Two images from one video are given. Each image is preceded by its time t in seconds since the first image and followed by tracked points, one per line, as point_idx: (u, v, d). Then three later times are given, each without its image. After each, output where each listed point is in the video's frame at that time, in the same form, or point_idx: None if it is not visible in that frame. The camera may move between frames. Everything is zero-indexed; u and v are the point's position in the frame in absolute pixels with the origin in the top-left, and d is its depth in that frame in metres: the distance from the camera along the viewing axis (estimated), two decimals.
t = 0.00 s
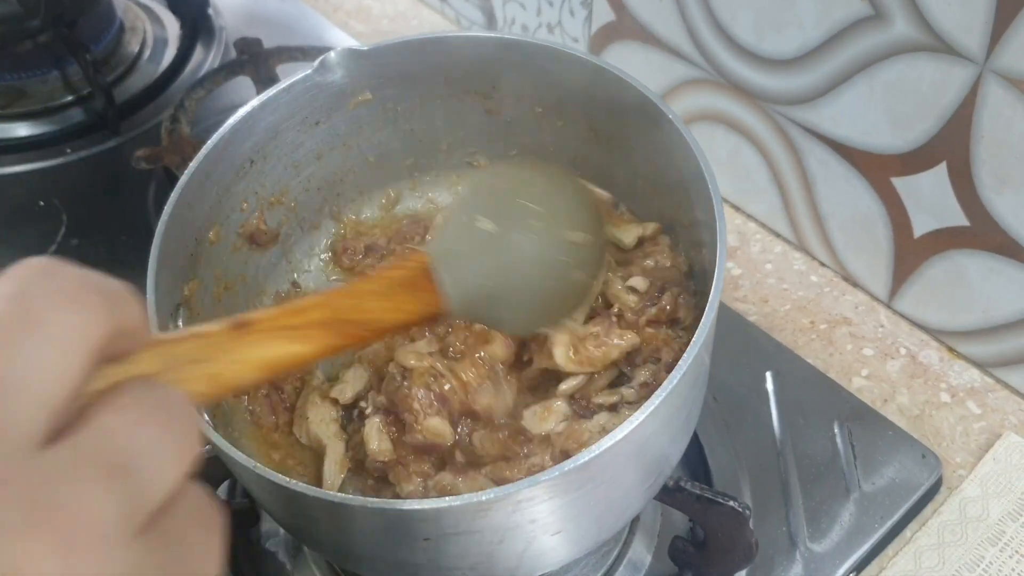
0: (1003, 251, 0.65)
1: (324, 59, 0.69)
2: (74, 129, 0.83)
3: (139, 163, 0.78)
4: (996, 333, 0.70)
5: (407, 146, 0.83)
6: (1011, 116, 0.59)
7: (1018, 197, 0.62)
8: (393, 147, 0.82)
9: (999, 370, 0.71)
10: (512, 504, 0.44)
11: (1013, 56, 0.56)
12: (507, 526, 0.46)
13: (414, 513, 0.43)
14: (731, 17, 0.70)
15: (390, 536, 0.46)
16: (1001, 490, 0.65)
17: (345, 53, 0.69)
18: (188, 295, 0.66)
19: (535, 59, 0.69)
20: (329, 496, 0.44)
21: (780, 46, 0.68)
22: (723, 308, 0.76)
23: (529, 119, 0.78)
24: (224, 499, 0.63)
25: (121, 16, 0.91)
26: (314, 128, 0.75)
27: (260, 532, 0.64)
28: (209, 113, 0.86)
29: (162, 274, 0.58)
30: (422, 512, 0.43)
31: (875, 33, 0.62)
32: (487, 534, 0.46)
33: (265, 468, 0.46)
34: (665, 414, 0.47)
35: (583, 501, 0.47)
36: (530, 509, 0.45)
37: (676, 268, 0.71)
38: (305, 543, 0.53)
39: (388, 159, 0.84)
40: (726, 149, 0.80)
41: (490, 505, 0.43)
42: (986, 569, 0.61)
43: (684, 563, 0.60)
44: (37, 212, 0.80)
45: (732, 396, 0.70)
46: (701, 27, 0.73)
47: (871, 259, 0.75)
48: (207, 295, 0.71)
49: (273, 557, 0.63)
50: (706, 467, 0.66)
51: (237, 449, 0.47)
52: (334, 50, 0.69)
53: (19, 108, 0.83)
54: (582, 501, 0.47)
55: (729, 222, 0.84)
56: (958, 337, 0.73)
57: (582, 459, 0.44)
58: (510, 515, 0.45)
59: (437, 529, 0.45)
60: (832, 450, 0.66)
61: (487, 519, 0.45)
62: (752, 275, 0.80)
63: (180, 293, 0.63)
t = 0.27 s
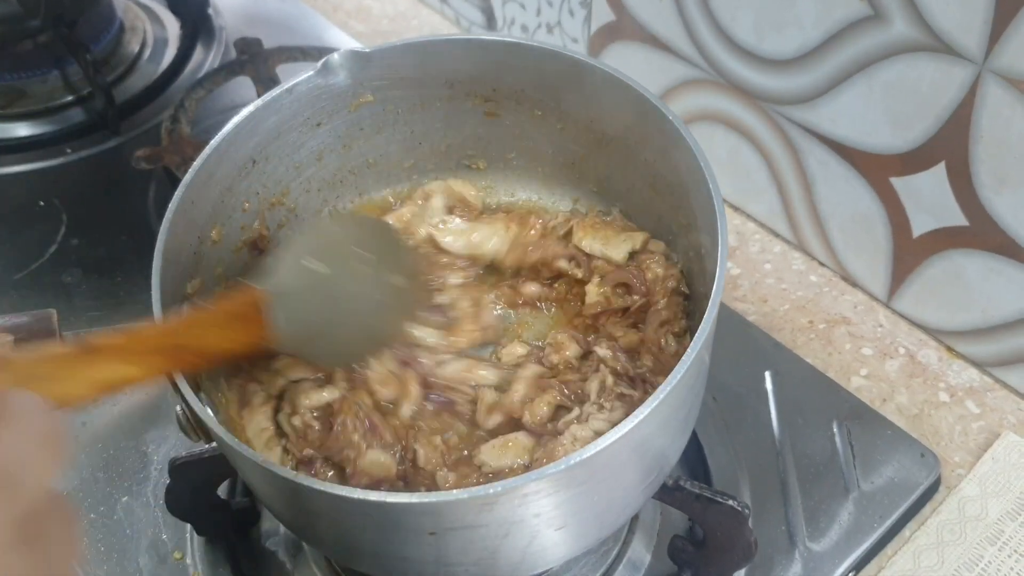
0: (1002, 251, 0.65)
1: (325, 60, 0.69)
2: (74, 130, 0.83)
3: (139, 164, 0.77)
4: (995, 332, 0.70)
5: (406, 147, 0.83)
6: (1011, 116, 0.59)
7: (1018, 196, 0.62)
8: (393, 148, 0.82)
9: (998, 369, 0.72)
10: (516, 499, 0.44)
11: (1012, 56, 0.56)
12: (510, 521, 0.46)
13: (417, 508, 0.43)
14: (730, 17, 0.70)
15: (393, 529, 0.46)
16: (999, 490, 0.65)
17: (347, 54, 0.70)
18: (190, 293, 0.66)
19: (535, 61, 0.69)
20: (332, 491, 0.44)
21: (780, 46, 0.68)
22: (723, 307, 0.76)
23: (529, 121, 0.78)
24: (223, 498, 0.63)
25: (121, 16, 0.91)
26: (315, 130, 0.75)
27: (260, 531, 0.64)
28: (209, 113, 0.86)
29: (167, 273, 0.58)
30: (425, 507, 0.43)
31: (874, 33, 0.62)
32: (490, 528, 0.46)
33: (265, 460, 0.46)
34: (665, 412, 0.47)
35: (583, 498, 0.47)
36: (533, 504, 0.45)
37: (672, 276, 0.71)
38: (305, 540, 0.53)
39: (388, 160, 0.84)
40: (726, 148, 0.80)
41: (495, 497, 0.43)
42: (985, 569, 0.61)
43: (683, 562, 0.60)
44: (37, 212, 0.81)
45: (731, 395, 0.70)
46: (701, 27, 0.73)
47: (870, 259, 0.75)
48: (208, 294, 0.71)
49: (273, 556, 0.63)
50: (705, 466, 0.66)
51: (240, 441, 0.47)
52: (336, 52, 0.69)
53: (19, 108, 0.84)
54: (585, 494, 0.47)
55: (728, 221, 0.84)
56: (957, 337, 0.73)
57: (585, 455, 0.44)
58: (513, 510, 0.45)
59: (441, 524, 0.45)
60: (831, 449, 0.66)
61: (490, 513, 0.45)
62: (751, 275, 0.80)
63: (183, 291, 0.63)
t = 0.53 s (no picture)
0: (1002, 251, 0.65)
1: (319, 58, 0.69)
2: (74, 129, 0.83)
3: (139, 163, 0.78)
4: (994, 332, 0.70)
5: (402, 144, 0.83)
6: (1010, 116, 0.59)
7: (1017, 196, 0.62)
8: (390, 144, 0.82)
9: (997, 369, 0.72)
10: (513, 504, 0.44)
11: (1012, 56, 0.56)
12: (507, 525, 0.46)
13: (415, 513, 0.43)
14: (730, 17, 0.70)
15: (391, 535, 0.46)
16: (999, 489, 0.65)
17: (340, 52, 0.70)
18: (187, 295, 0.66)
19: (532, 58, 0.70)
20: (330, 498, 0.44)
21: (780, 46, 0.68)
22: (723, 307, 0.76)
23: (526, 118, 0.78)
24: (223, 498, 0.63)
25: (121, 16, 0.91)
26: (310, 127, 0.75)
27: (260, 530, 0.64)
28: (210, 113, 0.86)
29: (162, 274, 0.58)
30: (423, 513, 0.43)
31: (874, 33, 0.62)
32: (487, 533, 0.46)
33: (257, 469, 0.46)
34: (661, 415, 0.47)
35: (580, 501, 0.47)
36: (531, 508, 0.45)
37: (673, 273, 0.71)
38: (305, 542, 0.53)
39: (385, 157, 0.84)
40: (726, 148, 0.80)
41: (492, 502, 0.44)
42: (985, 569, 0.61)
43: (683, 562, 0.60)
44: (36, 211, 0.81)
45: (731, 395, 0.70)
46: (701, 27, 0.73)
47: (869, 259, 0.75)
48: (205, 296, 0.71)
49: (273, 556, 0.63)
50: (705, 466, 0.66)
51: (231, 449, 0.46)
52: (329, 49, 0.69)
53: (18, 108, 0.83)
54: (581, 498, 0.47)
55: (727, 221, 0.84)
56: (957, 337, 0.73)
57: (582, 458, 0.44)
58: (510, 515, 0.45)
59: (438, 529, 0.45)
60: (830, 449, 0.66)
61: (488, 519, 0.45)
62: (751, 275, 0.80)
63: (178, 294, 0.64)
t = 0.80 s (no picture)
0: (1001, 251, 0.65)
1: (303, 54, 0.69)
2: (73, 130, 0.83)
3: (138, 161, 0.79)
4: (994, 332, 0.70)
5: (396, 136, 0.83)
6: (1010, 116, 0.59)
7: (1017, 196, 0.62)
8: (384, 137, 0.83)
9: (997, 369, 0.72)
10: (503, 516, 0.44)
11: (1012, 56, 0.56)
12: (499, 535, 0.46)
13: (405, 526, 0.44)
14: (730, 17, 0.70)
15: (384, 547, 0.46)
16: (998, 489, 0.65)
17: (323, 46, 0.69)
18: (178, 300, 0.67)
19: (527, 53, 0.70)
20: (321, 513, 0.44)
21: (780, 46, 0.68)
22: (722, 307, 0.76)
23: (520, 111, 0.78)
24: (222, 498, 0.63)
25: (120, 16, 0.91)
26: (299, 123, 0.75)
27: (259, 530, 0.64)
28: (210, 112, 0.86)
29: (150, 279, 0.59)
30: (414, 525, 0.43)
31: (874, 33, 0.62)
32: (480, 543, 0.46)
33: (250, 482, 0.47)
34: (654, 420, 0.47)
35: (575, 508, 0.47)
36: (525, 516, 0.45)
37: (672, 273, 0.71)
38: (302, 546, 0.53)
39: (378, 148, 0.84)
40: (725, 148, 0.80)
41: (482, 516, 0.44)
42: (984, 569, 0.61)
43: (682, 562, 0.60)
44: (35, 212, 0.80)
45: (731, 395, 0.70)
46: (701, 27, 0.73)
47: (869, 258, 0.75)
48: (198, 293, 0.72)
49: (272, 556, 0.63)
50: (705, 465, 0.66)
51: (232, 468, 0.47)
52: (312, 45, 0.69)
53: (18, 107, 0.84)
54: (572, 508, 0.47)
55: (727, 221, 0.84)
56: (957, 337, 0.73)
57: (572, 468, 0.44)
58: (502, 526, 0.45)
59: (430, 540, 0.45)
60: (830, 448, 0.66)
61: (478, 530, 0.45)
62: (751, 275, 0.80)
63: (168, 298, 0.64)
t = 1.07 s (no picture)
0: (1001, 251, 0.65)
1: (307, 55, 0.69)
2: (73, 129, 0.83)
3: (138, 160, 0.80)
4: (994, 332, 0.70)
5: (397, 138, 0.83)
6: (1010, 116, 0.59)
7: (1017, 195, 0.62)
8: (386, 139, 0.82)
9: (996, 369, 0.72)
10: (502, 515, 0.44)
11: (1012, 56, 0.56)
12: (499, 534, 0.46)
13: (404, 525, 0.44)
14: (729, 17, 0.70)
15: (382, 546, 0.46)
16: (998, 489, 0.65)
17: (328, 48, 0.69)
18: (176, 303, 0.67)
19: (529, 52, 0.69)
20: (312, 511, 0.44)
21: (779, 46, 0.68)
22: (722, 307, 0.76)
23: (520, 110, 0.78)
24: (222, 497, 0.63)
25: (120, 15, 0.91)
26: (302, 124, 0.75)
27: (259, 531, 0.64)
28: (209, 112, 0.86)
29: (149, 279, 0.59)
30: (414, 524, 0.43)
31: (873, 32, 0.62)
32: (479, 542, 0.46)
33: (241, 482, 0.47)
34: (654, 420, 0.47)
35: (574, 508, 0.47)
36: (525, 516, 0.45)
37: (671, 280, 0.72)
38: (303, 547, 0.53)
39: (382, 150, 0.83)
40: (726, 148, 0.80)
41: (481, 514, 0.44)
42: (984, 569, 0.61)
43: (682, 561, 0.60)
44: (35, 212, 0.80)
45: (731, 395, 0.70)
46: (701, 27, 0.73)
47: (868, 258, 0.75)
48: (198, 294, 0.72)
49: (272, 556, 0.64)
50: (705, 465, 0.66)
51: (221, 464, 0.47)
52: (317, 46, 0.69)
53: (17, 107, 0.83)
54: (572, 508, 0.47)
55: (727, 221, 0.84)
56: (956, 337, 0.73)
57: (572, 467, 0.44)
58: (502, 524, 0.45)
59: (430, 538, 0.45)
60: (830, 448, 0.66)
61: (477, 530, 0.45)
62: (750, 275, 0.80)
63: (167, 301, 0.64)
